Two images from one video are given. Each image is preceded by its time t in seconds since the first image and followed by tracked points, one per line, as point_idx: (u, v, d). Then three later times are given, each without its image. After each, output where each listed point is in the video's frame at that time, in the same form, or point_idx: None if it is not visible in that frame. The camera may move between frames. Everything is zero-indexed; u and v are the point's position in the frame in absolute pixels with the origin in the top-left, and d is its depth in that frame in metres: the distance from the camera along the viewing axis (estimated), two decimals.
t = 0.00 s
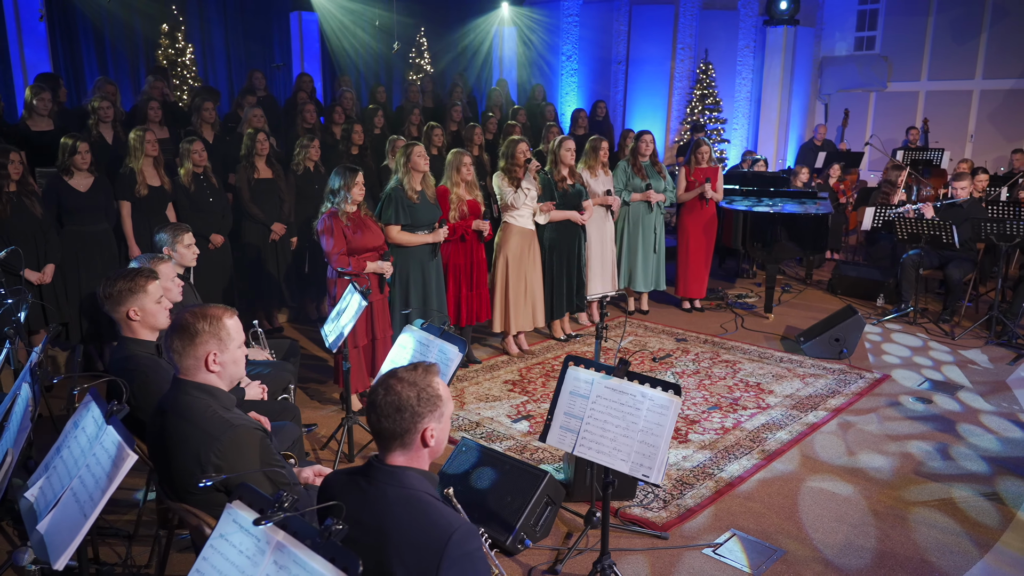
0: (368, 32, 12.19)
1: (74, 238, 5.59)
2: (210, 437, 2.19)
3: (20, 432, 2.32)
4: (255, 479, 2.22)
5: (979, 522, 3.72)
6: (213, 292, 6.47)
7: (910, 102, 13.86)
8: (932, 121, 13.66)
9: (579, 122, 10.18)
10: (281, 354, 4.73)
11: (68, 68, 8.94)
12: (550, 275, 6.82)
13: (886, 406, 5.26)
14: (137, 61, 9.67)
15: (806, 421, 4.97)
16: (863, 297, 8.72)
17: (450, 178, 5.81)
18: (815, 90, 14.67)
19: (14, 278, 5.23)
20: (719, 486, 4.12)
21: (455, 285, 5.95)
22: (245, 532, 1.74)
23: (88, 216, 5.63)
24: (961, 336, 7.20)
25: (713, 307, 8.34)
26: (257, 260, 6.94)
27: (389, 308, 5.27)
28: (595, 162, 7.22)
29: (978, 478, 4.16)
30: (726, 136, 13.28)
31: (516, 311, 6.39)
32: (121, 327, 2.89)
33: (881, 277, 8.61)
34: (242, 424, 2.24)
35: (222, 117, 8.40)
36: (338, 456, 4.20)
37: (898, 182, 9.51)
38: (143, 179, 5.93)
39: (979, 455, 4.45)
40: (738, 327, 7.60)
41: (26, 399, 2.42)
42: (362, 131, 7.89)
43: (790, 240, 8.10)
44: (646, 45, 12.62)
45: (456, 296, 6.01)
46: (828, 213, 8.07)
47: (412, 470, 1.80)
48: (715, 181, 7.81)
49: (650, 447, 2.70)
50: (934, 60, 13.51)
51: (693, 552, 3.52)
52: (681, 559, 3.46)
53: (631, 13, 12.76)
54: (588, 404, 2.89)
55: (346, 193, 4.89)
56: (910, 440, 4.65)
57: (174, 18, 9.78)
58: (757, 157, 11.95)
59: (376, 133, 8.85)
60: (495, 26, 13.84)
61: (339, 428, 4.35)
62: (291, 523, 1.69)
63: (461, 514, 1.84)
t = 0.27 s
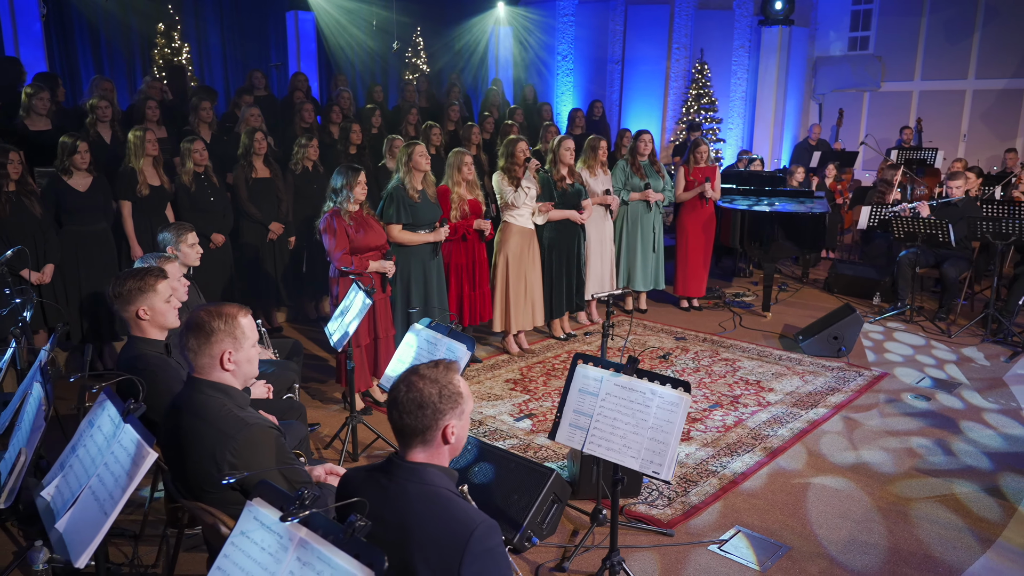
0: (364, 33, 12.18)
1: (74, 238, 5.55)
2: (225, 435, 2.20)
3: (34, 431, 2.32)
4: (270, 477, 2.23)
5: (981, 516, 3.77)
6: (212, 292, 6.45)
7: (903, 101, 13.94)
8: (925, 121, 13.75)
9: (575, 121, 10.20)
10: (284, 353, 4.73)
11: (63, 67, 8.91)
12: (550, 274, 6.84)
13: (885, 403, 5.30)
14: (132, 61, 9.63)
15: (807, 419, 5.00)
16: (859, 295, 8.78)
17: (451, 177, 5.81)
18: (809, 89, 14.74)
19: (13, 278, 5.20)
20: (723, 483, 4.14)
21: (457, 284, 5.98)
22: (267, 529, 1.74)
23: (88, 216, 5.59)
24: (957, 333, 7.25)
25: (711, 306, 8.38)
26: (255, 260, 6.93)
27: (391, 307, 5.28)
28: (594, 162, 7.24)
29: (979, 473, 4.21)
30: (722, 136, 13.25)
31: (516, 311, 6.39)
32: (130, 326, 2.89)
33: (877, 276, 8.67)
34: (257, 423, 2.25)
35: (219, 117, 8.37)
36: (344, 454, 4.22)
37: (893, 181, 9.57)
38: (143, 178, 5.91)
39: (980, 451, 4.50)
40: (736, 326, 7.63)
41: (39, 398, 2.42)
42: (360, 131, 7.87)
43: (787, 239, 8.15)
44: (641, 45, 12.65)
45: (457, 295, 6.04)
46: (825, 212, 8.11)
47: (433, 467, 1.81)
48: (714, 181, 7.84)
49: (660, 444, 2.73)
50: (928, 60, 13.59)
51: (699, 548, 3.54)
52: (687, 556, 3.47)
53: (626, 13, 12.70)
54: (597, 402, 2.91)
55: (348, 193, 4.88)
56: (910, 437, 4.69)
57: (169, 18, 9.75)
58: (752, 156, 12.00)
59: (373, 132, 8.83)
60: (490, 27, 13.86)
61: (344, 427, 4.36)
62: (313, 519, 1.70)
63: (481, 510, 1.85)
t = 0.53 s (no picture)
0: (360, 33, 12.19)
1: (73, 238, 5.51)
2: (240, 435, 2.20)
3: (48, 431, 2.32)
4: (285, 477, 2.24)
5: (983, 512, 3.81)
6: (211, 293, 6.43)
7: (896, 102, 14.04)
8: (917, 121, 13.85)
9: (572, 122, 10.22)
10: (286, 353, 4.73)
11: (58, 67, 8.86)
12: (548, 274, 6.85)
13: (884, 401, 5.34)
14: (127, 60, 9.59)
15: (806, 416, 5.03)
16: (855, 294, 8.84)
17: (452, 178, 5.82)
18: (803, 90, 14.83)
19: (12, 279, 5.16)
20: (726, 480, 4.16)
21: (457, 284, 6.00)
22: (288, 527, 1.76)
23: (87, 216, 5.56)
24: (952, 332, 7.32)
25: (708, 305, 8.41)
26: (253, 261, 6.92)
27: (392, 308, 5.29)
28: (592, 162, 7.26)
29: (977, 470, 4.26)
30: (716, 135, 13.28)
31: (516, 310, 6.40)
32: (139, 327, 2.89)
33: (872, 275, 8.73)
34: (271, 423, 2.25)
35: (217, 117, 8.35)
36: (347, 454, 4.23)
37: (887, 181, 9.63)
38: (143, 179, 5.88)
39: (978, 448, 4.55)
40: (733, 325, 7.67)
41: (52, 398, 2.42)
42: (358, 131, 7.86)
43: (782, 239, 8.20)
44: (638, 45, 12.50)
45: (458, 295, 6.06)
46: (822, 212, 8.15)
47: (452, 465, 1.83)
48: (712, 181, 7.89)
49: (668, 442, 2.75)
50: (920, 61, 13.69)
51: (704, 545, 3.56)
52: (691, 553, 3.50)
53: (622, 14, 12.56)
54: (605, 400, 2.93)
55: (350, 193, 4.88)
56: (910, 434, 4.74)
57: (164, 18, 9.72)
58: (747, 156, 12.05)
59: (370, 133, 8.82)
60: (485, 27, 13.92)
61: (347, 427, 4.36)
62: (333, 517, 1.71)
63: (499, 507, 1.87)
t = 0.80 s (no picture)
0: (356, 33, 12.19)
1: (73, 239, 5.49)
2: (255, 434, 2.21)
3: (62, 430, 2.32)
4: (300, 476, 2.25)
5: (982, 508, 3.86)
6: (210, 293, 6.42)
7: (889, 102, 14.13)
8: (910, 120, 13.94)
9: (569, 121, 10.25)
10: (288, 353, 4.73)
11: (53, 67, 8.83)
12: (548, 273, 6.87)
13: (883, 398, 5.39)
14: (122, 60, 9.57)
15: (806, 414, 5.07)
16: (850, 293, 8.90)
17: (452, 178, 5.84)
18: (797, 90, 14.91)
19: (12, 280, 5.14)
20: (729, 478, 4.19)
21: (458, 284, 6.01)
22: (308, 523, 1.78)
23: (87, 217, 5.54)
24: (947, 330, 7.38)
25: (705, 304, 8.46)
26: (251, 262, 6.86)
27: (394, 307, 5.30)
28: (591, 162, 7.28)
29: (976, 466, 4.31)
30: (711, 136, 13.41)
31: (516, 309, 6.42)
32: (148, 327, 2.90)
33: (868, 274, 8.79)
34: (286, 422, 2.27)
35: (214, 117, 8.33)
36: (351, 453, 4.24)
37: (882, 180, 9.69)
38: (142, 179, 5.86)
39: (976, 444, 4.60)
40: (731, 324, 7.71)
41: (65, 397, 2.43)
42: (356, 131, 7.86)
43: (779, 238, 8.25)
44: (632, 45, 12.47)
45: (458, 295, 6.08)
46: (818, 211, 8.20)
47: (470, 462, 1.85)
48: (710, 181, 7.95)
49: (676, 439, 2.77)
50: (913, 61, 13.79)
51: (708, 542, 3.58)
52: (696, 549, 3.52)
53: (616, 14, 12.59)
54: (613, 398, 2.95)
55: (352, 193, 4.88)
56: (909, 431, 4.78)
57: (160, 17, 9.69)
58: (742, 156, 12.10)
59: (367, 133, 8.82)
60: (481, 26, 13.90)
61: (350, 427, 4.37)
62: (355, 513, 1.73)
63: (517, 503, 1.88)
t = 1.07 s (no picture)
0: (351, 32, 12.17)
1: (71, 239, 5.46)
2: (268, 431, 2.22)
3: (74, 429, 2.32)
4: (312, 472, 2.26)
5: (981, 502, 3.91)
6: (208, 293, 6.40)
7: (881, 102, 14.23)
8: (902, 120, 14.04)
9: (565, 121, 10.28)
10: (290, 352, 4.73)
11: (47, 67, 8.77)
12: (546, 272, 6.89)
13: (881, 395, 5.43)
14: (116, 59, 9.52)
15: (805, 411, 5.10)
16: (845, 291, 8.97)
17: (451, 177, 5.85)
18: (789, 90, 14.99)
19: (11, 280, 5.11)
20: (730, 474, 4.22)
21: (457, 283, 6.02)
22: (326, 519, 1.79)
23: (86, 217, 5.52)
24: (942, 328, 7.44)
25: (702, 303, 8.50)
26: (248, 260, 6.73)
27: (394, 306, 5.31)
28: (588, 161, 7.30)
29: (974, 462, 4.36)
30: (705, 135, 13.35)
31: (515, 308, 6.44)
32: (156, 325, 2.90)
33: (862, 272, 8.85)
34: (298, 419, 2.27)
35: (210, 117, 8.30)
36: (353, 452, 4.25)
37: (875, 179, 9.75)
38: (141, 179, 5.84)
39: (973, 440, 4.65)
40: (727, 322, 7.75)
41: (75, 395, 2.43)
42: (353, 131, 7.85)
43: (774, 237, 8.29)
44: (627, 45, 12.47)
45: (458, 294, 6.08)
46: (813, 211, 8.25)
47: (487, 457, 1.86)
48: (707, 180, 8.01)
49: (683, 435, 2.79)
50: (904, 61, 13.90)
51: (711, 538, 3.60)
52: (699, 545, 3.54)
53: (611, 14, 12.54)
54: (619, 395, 2.97)
55: (353, 193, 4.88)
56: (908, 428, 4.83)
57: (154, 17, 9.64)
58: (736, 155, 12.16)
59: (364, 132, 8.81)
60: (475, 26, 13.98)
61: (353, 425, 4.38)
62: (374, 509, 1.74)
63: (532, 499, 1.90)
